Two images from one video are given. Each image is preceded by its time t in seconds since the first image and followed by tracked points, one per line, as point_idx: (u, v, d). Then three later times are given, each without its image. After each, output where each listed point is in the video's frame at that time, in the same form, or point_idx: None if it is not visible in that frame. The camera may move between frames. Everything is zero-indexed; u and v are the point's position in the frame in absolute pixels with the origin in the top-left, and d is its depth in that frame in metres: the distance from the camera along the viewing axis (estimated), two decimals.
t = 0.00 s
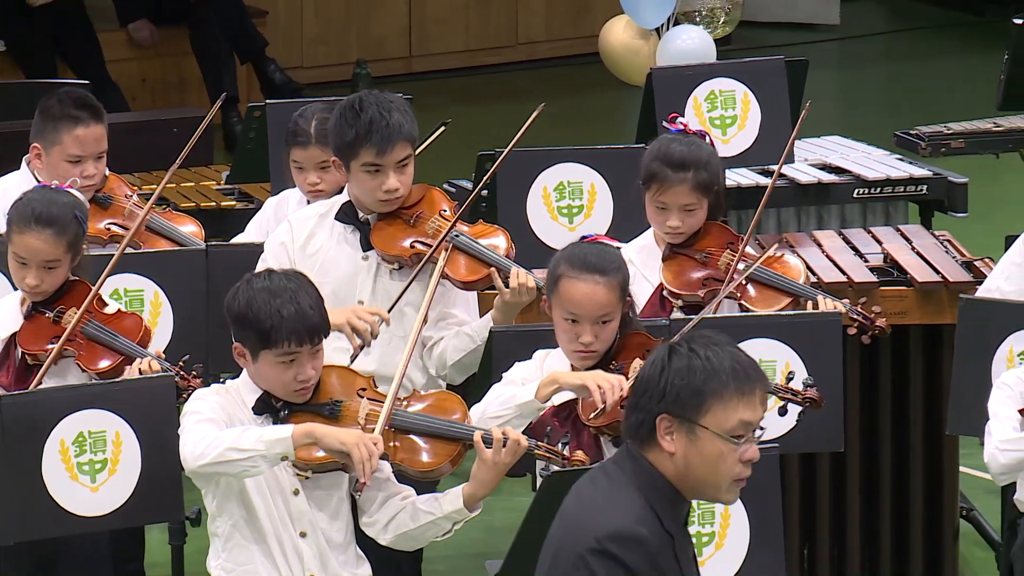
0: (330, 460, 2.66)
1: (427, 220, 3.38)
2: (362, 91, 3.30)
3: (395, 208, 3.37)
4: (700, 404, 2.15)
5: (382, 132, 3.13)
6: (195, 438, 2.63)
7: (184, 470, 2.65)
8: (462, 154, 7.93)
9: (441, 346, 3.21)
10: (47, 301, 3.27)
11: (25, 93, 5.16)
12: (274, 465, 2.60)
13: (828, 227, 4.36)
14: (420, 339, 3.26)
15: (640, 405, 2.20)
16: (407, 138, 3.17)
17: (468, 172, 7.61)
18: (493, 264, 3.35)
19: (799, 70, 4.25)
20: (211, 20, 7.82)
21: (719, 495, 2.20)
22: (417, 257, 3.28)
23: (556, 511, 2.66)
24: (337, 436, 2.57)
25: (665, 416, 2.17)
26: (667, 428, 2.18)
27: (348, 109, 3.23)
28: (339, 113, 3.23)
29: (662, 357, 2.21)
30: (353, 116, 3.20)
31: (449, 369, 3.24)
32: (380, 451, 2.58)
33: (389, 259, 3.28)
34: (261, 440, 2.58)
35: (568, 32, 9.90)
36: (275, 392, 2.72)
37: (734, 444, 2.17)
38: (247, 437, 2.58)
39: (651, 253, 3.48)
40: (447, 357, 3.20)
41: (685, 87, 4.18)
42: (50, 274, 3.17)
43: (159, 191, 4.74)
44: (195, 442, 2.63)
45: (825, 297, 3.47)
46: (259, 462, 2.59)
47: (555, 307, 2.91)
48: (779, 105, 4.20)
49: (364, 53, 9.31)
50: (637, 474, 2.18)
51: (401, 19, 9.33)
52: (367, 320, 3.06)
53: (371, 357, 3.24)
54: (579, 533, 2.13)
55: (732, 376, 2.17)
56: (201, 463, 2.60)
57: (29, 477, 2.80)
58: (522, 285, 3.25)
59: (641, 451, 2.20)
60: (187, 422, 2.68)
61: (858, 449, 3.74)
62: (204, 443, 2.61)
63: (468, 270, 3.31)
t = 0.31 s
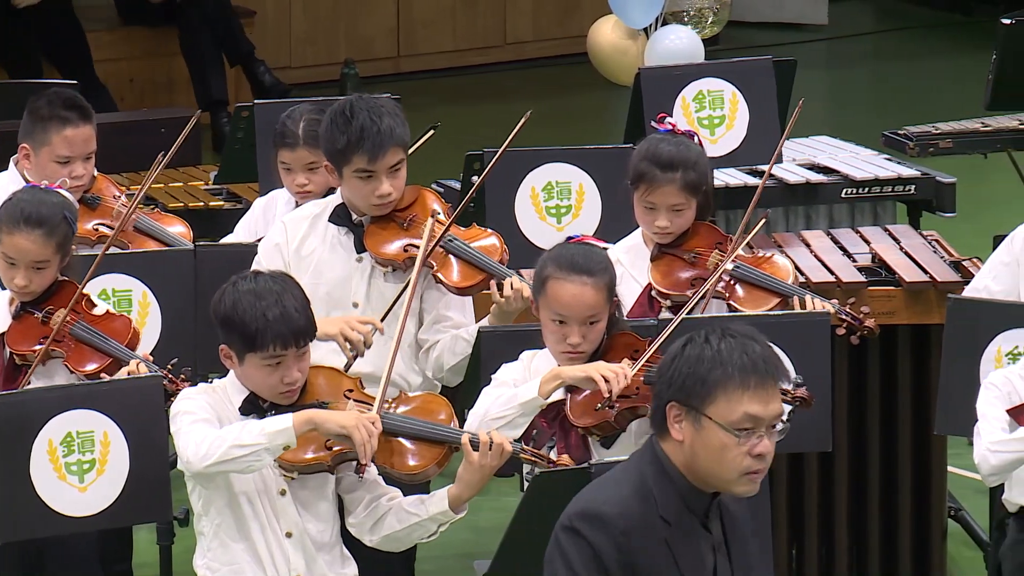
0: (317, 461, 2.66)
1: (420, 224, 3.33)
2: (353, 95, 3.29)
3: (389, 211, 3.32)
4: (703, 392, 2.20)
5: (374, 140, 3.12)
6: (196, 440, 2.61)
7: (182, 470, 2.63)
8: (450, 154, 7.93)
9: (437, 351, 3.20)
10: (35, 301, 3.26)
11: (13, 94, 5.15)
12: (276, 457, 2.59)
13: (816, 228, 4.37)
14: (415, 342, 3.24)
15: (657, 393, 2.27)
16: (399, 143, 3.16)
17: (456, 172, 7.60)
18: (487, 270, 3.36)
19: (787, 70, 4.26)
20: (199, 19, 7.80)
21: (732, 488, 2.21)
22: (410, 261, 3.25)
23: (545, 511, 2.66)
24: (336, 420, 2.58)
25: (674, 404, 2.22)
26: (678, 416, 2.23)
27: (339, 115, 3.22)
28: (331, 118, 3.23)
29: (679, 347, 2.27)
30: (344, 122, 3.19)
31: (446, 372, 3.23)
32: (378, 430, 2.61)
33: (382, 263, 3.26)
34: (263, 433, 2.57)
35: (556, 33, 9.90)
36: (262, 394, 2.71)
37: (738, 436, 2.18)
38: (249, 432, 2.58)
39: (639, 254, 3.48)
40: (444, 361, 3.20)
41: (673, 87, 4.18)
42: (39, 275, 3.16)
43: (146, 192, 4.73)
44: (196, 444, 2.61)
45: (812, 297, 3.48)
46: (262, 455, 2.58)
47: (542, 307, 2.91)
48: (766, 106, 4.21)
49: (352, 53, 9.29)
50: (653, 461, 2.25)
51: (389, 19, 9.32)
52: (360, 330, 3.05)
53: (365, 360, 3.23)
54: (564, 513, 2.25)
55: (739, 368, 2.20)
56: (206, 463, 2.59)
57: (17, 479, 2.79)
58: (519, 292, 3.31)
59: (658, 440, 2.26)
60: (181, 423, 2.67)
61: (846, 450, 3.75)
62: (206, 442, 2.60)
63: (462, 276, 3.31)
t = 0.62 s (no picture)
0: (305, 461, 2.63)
1: (410, 224, 3.35)
2: (344, 96, 3.29)
3: (379, 211, 3.33)
4: (697, 395, 2.20)
5: (363, 140, 3.12)
6: (164, 443, 2.61)
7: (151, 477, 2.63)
8: (438, 154, 7.92)
9: (426, 352, 3.19)
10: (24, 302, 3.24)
11: None
12: (239, 473, 2.57)
13: (804, 227, 4.37)
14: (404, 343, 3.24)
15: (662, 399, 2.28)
16: (389, 144, 3.15)
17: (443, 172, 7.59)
18: (477, 271, 3.37)
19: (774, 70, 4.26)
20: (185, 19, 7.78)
21: (732, 492, 2.19)
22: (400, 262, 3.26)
23: (533, 512, 2.66)
24: (304, 444, 2.56)
25: (672, 408, 2.23)
26: (679, 420, 2.24)
27: (329, 116, 3.22)
28: (322, 118, 3.22)
29: (680, 351, 2.29)
30: (334, 123, 3.19)
31: (436, 374, 3.21)
32: (346, 460, 2.57)
33: (372, 263, 3.26)
34: (227, 448, 2.55)
35: (544, 33, 9.90)
36: (251, 394, 2.71)
37: (731, 439, 2.17)
38: (213, 445, 2.56)
39: (627, 254, 3.49)
40: (433, 362, 3.19)
41: (661, 87, 4.18)
42: (27, 276, 3.15)
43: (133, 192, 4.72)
44: (163, 448, 2.60)
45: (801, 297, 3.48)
46: (225, 469, 2.56)
47: (533, 308, 2.90)
48: (753, 106, 4.21)
49: (340, 53, 9.28)
50: (658, 465, 2.26)
51: (376, 19, 9.31)
52: (347, 335, 3.06)
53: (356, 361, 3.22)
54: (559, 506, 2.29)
55: (732, 371, 2.20)
56: (168, 469, 2.58)
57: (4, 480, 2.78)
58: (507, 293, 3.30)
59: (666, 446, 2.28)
60: (157, 426, 2.66)
61: (835, 450, 3.75)
62: (171, 449, 2.59)
63: (452, 277, 3.33)
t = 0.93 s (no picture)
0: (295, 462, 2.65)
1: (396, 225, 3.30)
2: (328, 98, 3.30)
3: (365, 212, 3.29)
4: (685, 395, 2.21)
5: (347, 143, 3.12)
6: (168, 445, 2.60)
7: (157, 476, 2.62)
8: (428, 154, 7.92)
9: (413, 352, 3.20)
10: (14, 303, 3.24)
11: None
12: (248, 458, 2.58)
13: (794, 227, 4.38)
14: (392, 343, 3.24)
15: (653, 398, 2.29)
16: (374, 146, 3.15)
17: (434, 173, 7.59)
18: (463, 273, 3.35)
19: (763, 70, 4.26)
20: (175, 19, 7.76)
21: (721, 492, 2.19)
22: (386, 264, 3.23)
23: (524, 512, 2.66)
24: (306, 417, 2.58)
25: (661, 407, 2.24)
26: (669, 420, 2.24)
27: (314, 118, 3.22)
28: (306, 121, 3.22)
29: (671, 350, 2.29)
30: (319, 125, 3.19)
31: (422, 374, 3.22)
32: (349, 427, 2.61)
33: (358, 264, 3.24)
34: (233, 435, 2.56)
35: (533, 33, 9.89)
36: (236, 394, 2.69)
37: (718, 439, 2.17)
38: (219, 435, 2.56)
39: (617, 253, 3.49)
40: (419, 363, 3.20)
41: (651, 87, 4.18)
42: (17, 279, 3.14)
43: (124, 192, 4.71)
44: (168, 449, 2.59)
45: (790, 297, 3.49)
46: (233, 457, 2.56)
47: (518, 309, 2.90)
48: (743, 106, 4.22)
49: (330, 53, 9.27)
50: (650, 465, 2.27)
51: (366, 19, 9.30)
52: (340, 319, 3.16)
53: (342, 361, 3.22)
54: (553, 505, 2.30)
55: (720, 370, 2.20)
56: (178, 468, 2.57)
57: None
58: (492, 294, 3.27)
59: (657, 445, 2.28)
60: (154, 427, 2.66)
61: (824, 451, 3.76)
62: (177, 448, 2.58)
63: (439, 279, 3.29)
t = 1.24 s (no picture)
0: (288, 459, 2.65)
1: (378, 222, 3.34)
2: (313, 94, 3.29)
3: (347, 209, 3.33)
4: (682, 395, 2.21)
5: (331, 136, 3.11)
6: (154, 459, 2.58)
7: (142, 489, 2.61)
8: (419, 154, 7.91)
9: (392, 347, 3.17)
10: (7, 302, 3.23)
11: None
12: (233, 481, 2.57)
13: (784, 227, 4.38)
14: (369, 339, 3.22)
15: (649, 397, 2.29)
16: (358, 141, 3.15)
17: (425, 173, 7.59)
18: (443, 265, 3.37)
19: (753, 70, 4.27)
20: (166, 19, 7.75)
21: (714, 493, 2.19)
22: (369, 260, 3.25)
23: (516, 512, 2.66)
24: (292, 445, 2.54)
25: (658, 406, 2.24)
26: (665, 419, 2.24)
27: (298, 113, 3.21)
28: (289, 116, 3.22)
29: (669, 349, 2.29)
30: (302, 119, 3.18)
31: (400, 370, 3.20)
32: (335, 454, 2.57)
33: (341, 261, 3.25)
34: (219, 459, 2.54)
35: (524, 33, 9.89)
36: (229, 391, 2.69)
37: (714, 439, 2.17)
38: (205, 457, 2.55)
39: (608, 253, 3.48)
40: (397, 358, 3.17)
41: (642, 87, 4.18)
42: (10, 276, 3.13)
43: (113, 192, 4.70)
44: (153, 464, 2.58)
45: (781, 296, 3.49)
46: (219, 480, 2.55)
47: (509, 308, 2.89)
48: (734, 106, 4.22)
49: (320, 53, 9.26)
50: (644, 464, 2.27)
51: (357, 18, 9.29)
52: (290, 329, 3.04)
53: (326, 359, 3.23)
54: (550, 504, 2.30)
55: (718, 370, 2.20)
56: (164, 485, 2.56)
57: None
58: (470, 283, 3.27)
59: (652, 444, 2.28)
60: (144, 434, 2.64)
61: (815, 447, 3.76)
62: (162, 465, 2.57)
63: (421, 272, 3.33)
